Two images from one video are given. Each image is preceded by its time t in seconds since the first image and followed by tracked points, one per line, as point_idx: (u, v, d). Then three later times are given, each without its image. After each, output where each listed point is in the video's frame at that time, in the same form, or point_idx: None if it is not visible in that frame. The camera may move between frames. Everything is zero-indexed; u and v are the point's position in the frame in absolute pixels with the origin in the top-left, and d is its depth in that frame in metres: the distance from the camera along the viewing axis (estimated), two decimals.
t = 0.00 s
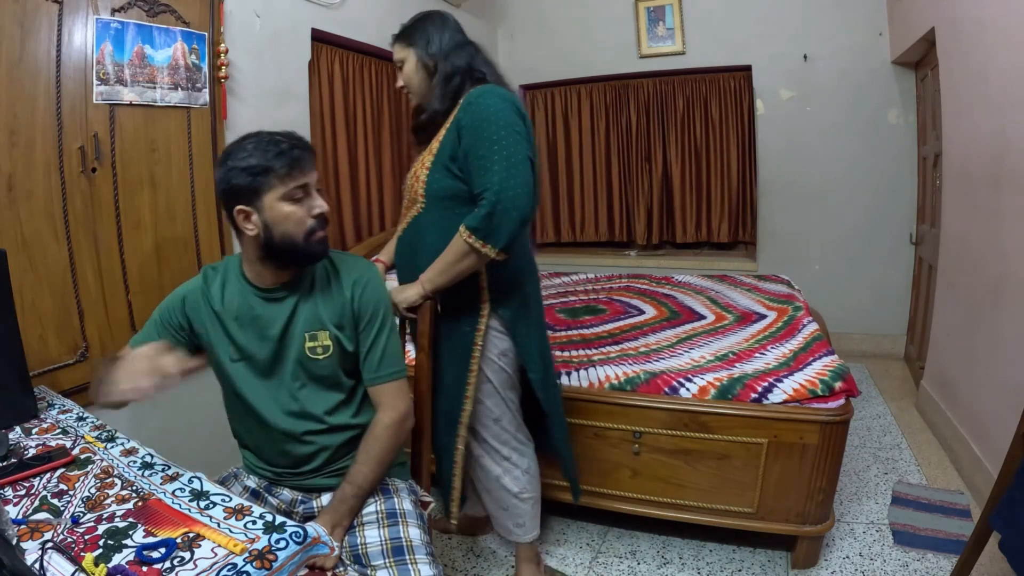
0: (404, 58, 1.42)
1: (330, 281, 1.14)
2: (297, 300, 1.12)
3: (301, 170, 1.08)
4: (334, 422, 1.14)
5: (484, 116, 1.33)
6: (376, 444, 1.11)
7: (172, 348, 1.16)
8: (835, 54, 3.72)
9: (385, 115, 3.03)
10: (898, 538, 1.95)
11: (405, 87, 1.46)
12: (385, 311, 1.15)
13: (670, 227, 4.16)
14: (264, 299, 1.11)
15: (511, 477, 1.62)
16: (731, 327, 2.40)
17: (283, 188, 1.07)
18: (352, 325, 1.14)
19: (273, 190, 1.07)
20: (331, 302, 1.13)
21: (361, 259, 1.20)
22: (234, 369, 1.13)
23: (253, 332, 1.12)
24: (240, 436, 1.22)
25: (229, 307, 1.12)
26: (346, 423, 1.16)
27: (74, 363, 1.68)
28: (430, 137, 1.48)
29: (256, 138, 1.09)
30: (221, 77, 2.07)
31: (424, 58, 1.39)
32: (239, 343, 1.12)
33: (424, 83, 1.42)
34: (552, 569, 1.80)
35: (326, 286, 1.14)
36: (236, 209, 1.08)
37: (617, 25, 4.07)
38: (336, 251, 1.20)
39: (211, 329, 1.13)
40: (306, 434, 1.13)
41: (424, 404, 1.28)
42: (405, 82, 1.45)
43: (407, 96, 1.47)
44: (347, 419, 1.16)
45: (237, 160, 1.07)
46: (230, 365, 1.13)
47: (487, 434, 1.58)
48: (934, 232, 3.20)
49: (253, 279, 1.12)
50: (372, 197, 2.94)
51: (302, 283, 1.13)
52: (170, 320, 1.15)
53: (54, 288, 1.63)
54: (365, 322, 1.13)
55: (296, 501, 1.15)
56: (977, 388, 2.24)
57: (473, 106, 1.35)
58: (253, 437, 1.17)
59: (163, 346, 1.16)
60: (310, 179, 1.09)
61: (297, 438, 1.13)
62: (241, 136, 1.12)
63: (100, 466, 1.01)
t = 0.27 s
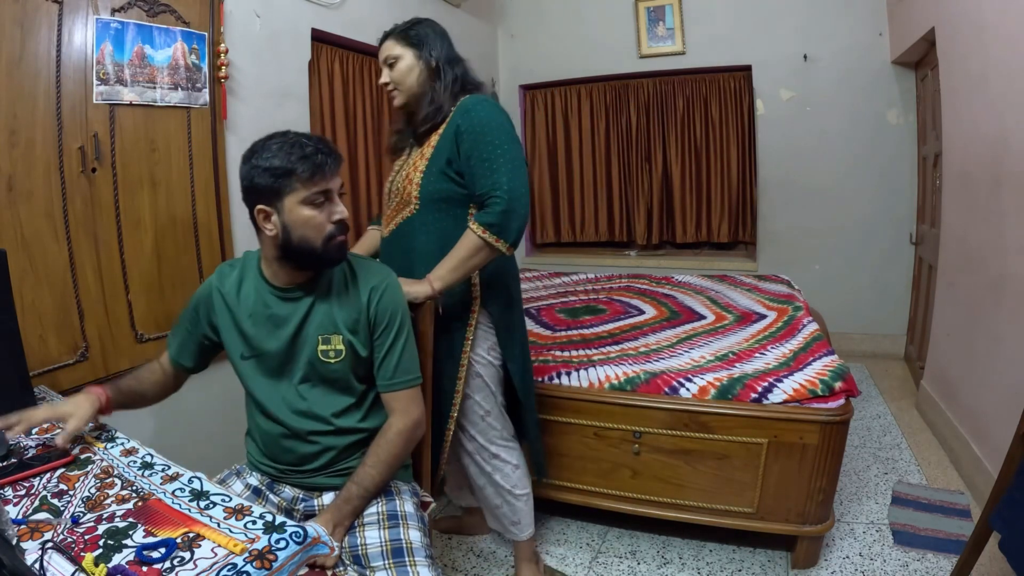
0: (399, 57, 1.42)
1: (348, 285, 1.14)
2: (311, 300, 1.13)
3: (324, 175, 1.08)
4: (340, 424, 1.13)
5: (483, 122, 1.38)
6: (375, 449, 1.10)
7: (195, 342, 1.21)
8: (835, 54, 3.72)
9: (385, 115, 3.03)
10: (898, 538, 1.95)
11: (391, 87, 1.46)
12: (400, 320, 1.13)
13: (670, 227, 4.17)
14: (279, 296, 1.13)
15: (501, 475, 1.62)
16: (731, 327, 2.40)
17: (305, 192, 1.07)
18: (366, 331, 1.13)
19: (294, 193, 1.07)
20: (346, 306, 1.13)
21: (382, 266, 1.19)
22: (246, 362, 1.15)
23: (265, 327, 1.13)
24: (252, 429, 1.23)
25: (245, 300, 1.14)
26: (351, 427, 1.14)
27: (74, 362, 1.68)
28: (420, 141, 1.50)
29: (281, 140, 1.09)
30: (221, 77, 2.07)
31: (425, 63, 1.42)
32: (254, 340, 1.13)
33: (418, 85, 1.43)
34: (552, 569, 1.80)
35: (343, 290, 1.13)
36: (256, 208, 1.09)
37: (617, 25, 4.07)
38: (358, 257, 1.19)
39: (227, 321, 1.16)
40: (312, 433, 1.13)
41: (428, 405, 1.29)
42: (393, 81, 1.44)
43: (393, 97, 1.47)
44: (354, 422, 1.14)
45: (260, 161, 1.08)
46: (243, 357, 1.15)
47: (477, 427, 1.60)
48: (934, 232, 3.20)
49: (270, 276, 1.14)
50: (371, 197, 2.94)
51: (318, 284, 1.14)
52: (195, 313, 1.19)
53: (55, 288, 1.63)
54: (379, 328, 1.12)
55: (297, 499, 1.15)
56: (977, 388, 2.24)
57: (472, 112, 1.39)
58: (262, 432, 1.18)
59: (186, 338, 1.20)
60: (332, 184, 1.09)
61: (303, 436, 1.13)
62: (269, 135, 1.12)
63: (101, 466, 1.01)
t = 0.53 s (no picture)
0: (393, 58, 1.41)
1: (358, 287, 1.14)
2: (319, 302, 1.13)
3: (334, 180, 1.08)
4: (345, 425, 1.13)
5: (482, 128, 1.43)
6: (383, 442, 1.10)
7: (198, 342, 1.20)
8: (835, 53, 3.72)
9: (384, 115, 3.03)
10: (898, 538, 1.95)
11: (379, 88, 1.45)
12: (409, 322, 1.14)
13: (670, 227, 4.17)
14: (286, 297, 1.13)
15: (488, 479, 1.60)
16: (731, 327, 2.40)
17: (315, 196, 1.07)
18: (375, 333, 1.13)
19: (304, 197, 1.07)
20: (356, 307, 1.13)
21: (391, 269, 1.19)
22: (252, 362, 1.15)
23: (271, 328, 1.13)
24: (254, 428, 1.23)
25: (252, 300, 1.14)
26: (356, 428, 1.14)
27: (74, 363, 1.68)
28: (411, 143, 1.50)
29: (289, 143, 1.09)
30: (221, 77, 2.07)
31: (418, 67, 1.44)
32: (261, 340, 1.13)
33: (411, 87, 1.45)
34: (552, 569, 1.80)
35: (352, 291, 1.14)
36: (265, 210, 1.09)
37: (617, 25, 4.07)
38: (367, 259, 1.20)
39: (232, 321, 1.16)
40: (317, 433, 1.13)
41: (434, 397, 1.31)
42: (385, 82, 1.43)
43: (381, 98, 1.46)
44: (359, 424, 1.14)
45: (270, 163, 1.07)
46: (248, 357, 1.15)
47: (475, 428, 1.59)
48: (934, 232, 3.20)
49: (278, 277, 1.14)
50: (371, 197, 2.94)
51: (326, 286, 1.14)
52: (200, 313, 1.19)
53: (55, 288, 1.63)
54: (387, 331, 1.13)
55: (297, 499, 1.14)
56: (977, 388, 2.24)
57: (472, 116, 1.44)
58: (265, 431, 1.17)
59: (190, 338, 1.20)
60: (341, 189, 1.09)
61: (308, 436, 1.13)
62: (277, 137, 1.12)
63: (100, 466, 1.01)
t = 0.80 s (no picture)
0: (393, 55, 1.41)
1: (359, 285, 1.15)
2: (321, 302, 1.13)
3: (342, 178, 1.09)
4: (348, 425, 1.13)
5: (480, 127, 1.44)
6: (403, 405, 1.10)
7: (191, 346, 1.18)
8: (835, 53, 3.72)
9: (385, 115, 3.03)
10: (898, 538, 1.95)
11: (376, 85, 1.44)
12: (413, 318, 1.15)
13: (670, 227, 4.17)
14: (287, 297, 1.12)
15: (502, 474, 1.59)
16: (731, 327, 2.40)
17: (324, 194, 1.07)
18: (378, 330, 1.14)
19: (312, 195, 1.07)
20: (359, 305, 1.14)
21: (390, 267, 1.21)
22: (252, 364, 1.14)
23: (272, 328, 1.13)
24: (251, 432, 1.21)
25: (251, 301, 1.14)
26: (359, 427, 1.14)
27: (74, 363, 1.68)
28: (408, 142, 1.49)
29: (295, 141, 1.09)
30: (221, 77, 2.07)
31: (416, 67, 1.45)
32: (261, 341, 1.12)
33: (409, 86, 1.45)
34: (552, 569, 1.80)
35: (353, 289, 1.15)
36: (272, 209, 1.08)
37: (617, 25, 4.07)
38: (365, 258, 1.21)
39: (231, 323, 1.15)
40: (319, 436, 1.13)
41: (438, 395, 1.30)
42: (383, 78, 1.42)
43: (378, 96, 1.45)
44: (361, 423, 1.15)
45: (279, 162, 1.07)
46: (248, 359, 1.14)
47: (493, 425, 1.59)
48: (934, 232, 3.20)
49: (277, 277, 1.13)
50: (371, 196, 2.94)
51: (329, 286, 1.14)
52: (193, 316, 1.17)
53: (55, 288, 1.63)
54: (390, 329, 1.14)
55: (298, 501, 1.12)
56: (977, 388, 2.25)
57: (469, 115, 1.45)
58: (264, 434, 1.16)
59: (183, 341, 1.18)
60: (346, 186, 1.10)
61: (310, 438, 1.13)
62: (283, 135, 1.12)
63: (100, 466, 1.01)
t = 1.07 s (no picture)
0: (411, 49, 1.41)
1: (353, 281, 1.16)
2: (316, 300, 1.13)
3: (324, 159, 1.09)
4: (349, 423, 1.13)
5: (496, 124, 1.43)
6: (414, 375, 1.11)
7: (186, 350, 1.18)
8: (835, 53, 3.72)
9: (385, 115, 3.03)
10: (898, 538, 1.95)
11: (393, 79, 1.43)
12: (410, 310, 1.16)
13: (670, 227, 4.16)
14: (281, 298, 1.12)
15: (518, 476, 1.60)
16: (731, 327, 2.40)
17: (312, 178, 1.07)
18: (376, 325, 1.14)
19: (299, 182, 1.07)
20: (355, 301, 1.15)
21: (380, 262, 1.21)
22: (249, 367, 1.13)
23: (267, 330, 1.12)
24: (250, 436, 1.21)
25: (244, 304, 1.13)
26: (360, 425, 1.15)
27: (74, 363, 1.68)
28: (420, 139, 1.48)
29: (271, 136, 1.09)
30: (221, 77, 2.07)
31: (433, 62, 1.45)
32: (256, 342, 1.12)
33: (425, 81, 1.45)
34: (552, 569, 1.80)
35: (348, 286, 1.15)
36: (260, 206, 1.08)
37: (617, 25, 4.07)
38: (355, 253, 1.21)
39: (224, 327, 1.14)
40: (320, 436, 1.13)
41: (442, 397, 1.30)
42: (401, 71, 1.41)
43: (395, 90, 1.44)
44: (362, 420, 1.15)
45: (260, 155, 1.07)
46: (244, 362, 1.13)
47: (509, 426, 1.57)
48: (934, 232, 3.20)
49: (269, 278, 1.13)
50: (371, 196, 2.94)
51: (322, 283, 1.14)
52: (185, 321, 1.16)
53: (55, 288, 1.63)
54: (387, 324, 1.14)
55: (299, 502, 1.13)
56: (977, 388, 2.25)
57: (485, 112, 1.43)
58: (264, 438, 1.16)
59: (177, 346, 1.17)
60: (330, 168, 1.11)
61: (311, 439, 1.13)
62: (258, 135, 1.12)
63: (100, 466, 1.01)
